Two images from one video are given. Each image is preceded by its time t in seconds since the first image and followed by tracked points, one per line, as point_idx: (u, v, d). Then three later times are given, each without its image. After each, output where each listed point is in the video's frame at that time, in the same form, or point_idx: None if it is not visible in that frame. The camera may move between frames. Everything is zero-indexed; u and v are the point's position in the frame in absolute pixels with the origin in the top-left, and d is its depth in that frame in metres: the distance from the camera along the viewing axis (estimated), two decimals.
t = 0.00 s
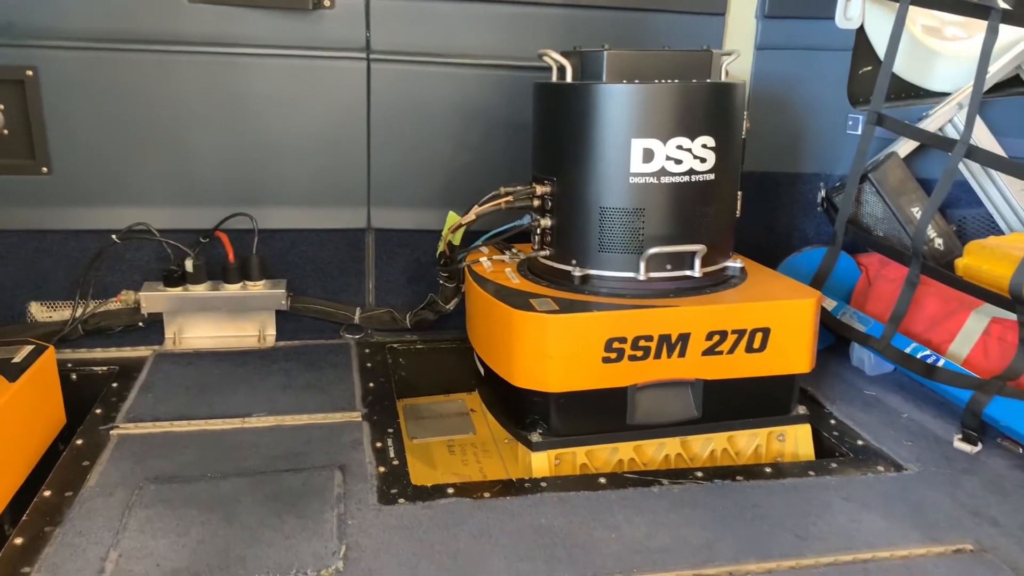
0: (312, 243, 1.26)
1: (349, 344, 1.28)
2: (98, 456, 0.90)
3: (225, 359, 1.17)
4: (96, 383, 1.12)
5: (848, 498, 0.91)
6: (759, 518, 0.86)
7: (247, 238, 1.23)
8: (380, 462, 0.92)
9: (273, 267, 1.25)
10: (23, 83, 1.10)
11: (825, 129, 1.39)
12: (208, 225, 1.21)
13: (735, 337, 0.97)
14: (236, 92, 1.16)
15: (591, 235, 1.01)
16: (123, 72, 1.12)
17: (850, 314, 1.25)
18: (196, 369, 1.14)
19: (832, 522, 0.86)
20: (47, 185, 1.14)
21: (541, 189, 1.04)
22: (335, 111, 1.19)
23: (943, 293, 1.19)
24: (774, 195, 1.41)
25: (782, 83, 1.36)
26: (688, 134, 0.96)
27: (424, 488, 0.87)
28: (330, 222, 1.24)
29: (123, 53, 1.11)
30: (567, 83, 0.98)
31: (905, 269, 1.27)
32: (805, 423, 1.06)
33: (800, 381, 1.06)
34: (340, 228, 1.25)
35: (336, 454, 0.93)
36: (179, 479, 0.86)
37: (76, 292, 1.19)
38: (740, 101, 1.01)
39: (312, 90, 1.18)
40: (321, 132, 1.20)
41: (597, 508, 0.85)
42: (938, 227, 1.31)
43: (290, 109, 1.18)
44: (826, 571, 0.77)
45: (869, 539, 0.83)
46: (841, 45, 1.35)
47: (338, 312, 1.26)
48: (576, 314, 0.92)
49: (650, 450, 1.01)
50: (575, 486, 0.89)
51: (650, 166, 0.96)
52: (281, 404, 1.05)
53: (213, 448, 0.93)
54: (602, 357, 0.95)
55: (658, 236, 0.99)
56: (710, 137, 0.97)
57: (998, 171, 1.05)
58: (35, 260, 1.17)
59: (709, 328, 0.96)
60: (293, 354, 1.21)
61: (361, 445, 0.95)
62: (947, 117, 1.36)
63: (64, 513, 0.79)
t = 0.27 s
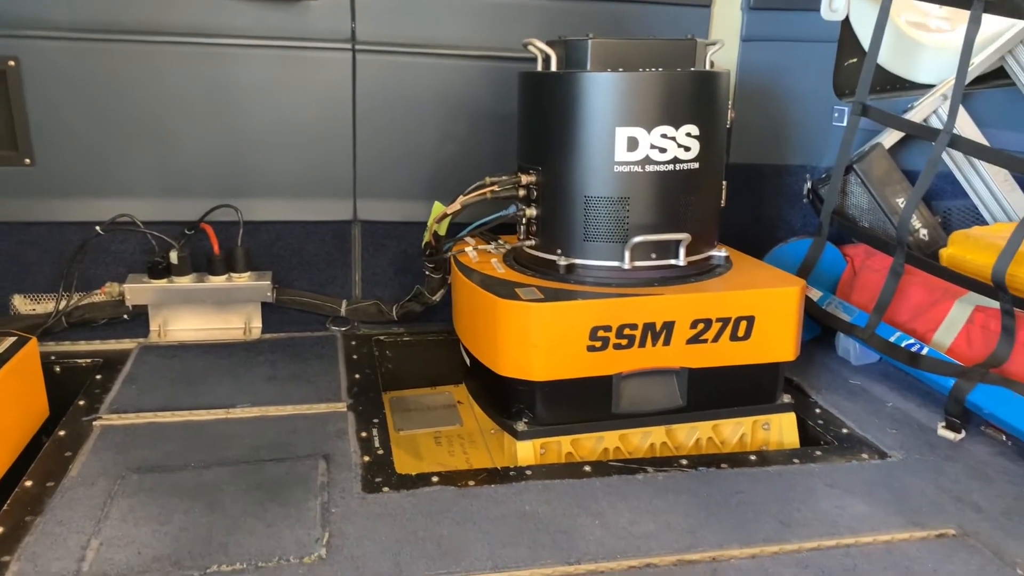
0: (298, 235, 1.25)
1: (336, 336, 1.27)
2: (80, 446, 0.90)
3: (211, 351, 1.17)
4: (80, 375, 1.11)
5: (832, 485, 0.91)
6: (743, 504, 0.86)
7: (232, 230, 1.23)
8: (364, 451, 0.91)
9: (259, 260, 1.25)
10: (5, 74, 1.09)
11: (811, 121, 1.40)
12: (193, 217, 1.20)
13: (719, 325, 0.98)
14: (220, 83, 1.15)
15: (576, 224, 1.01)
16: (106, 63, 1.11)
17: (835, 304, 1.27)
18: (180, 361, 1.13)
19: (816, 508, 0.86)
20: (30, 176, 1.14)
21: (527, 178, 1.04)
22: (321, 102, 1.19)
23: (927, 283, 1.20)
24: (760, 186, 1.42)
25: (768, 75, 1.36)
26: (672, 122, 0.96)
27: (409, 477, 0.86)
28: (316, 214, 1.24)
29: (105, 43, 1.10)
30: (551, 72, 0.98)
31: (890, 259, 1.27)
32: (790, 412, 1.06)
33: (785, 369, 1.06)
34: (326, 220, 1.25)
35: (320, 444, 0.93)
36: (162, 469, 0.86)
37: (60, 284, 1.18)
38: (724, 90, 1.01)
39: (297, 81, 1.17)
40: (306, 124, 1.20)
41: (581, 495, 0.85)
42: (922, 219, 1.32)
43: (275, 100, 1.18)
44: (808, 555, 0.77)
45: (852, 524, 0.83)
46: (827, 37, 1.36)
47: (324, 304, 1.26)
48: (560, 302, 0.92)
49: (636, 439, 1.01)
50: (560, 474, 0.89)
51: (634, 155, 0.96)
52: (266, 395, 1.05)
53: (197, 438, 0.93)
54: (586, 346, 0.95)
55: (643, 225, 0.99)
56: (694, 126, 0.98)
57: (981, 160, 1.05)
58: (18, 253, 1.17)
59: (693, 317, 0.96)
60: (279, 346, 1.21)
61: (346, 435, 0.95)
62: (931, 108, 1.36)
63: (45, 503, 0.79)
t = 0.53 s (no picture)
0: (290, 226, 1.26)
1: (328, 327, 1.28)
2: (72, 433, 0.90)
3: (203, 340, 1.17)
4: (72, 365, 1.12)
5: (820, 469, 0.92)
6: (731, 488, 0.86)
7: (223, 221, 1.23)
8: (356, 437, 0.92)
9: (251, 251, 1.25)
10: None
11: (800, 112, 1.41)
12: (185, 207, 1.20)
13: (708, 312, 0.98)
14: (211, 73, 1.15)
15: (566, 212, 1.01)
16: (97, 53, 1.11)
17: (825, 293, 1.27)
18: (172, 351, 1.13)
19: (804, 491, 0.87)
20: (21, 167, 1.14)
21: (517, 166, 1.04)
22: (312, 93, 1.19)
23: (915, 272, 1.21)
24: (751, 178, 1.43)
25: (758, 67, 1.37)
26: (662, 110, 0.97)
27: (400, 462, 0.87)
28: (308, 205, 1.24)
29: (96, 33, 1.10)
30: (542, 60, 0.99)
31: (879, 248, 1.28)
32: (779, 399, 1.07)
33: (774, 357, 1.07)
34: (318, 211, 1.25)
35: (311, 430, 0.93)
36: (153, 454, 0.86)
37: (51, 274, 1.19)
38: (713, 79, 1.02)
39: (289, 71, 1.18)
40: (298, 114, 1.20)
41: (570, 480, 0.86)
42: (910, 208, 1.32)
43: (267, 90, 1.18)
44: (796, 536, 0.78)
45: (839, 507, 0.84)
46: (816, 29, 1.36)
47: (316, 294, 1.26)
48: (550, 289, 0.93)
49: (626, 426, 1.02)
50: (550, 459, 0.90)
51: (624, 143, 0.97)
52: (258, 384, 1.05)
53: (189, 425, 0.93)
54: (576, 332, 0.95)
55: (632, 212, 1.00)
56: (683, 114, 0.98)
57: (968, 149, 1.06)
58: (9, 243, 1.17)
59: (683, 304, 0.97)
60: (271, 336, 1.21)
61: (337, 421, 0.96)
62: (920, 99, 1.37)
63: (36, 488, 0.79)
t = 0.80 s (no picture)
0: (286, 213, 1.27)
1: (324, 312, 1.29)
2: (71, 411, 0.92)
3: (200, 324, 1.19)
4: (70, 348, 1.13)
5: (805, 445, 0.94)
6: (717, 462, 0.88)
7: (220, 208, 1.25)
8: (350, 415, 0.94)
9: (247, 237, 1.27)
10: None
11: (789, 101, 1.43)
12: (182, 194, 1.22)
13: (696, 292, 1.00)
14: (208, 61, 1.17)
15: (557, 194, 1.03)
16: (94, 40, 1.13)
17: (812, 277, 1.29)
18: (170, 334, 1.15)
19: (788, 465, 0.89)
20: (20, 153, 1.15)
21: (509, 150, 1.06)
22: (307, 80, 1.21)
23: (901, 256, 1.23)
24: (741, 166, 1.45)
25: (747, 56, 1.39)
26: (650, 94, 0.99)
27: (393, 437, 0.89)
28: (304, 192, 1.26)
29: (94, 20, 1.12)
30: (532, 46, 1.01)
31: (866, 233, 1.30)
32: (766, 378, 1.09)
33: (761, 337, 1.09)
34: (313, 198, 1.27)
35: (306, 408, 0.95)
36: (151, 430, 0.88)
37: (50, 260, 1.20)
38: (701, 64, 1.04)
39: (284, 59, 1.19)
40: (294, 102, 1.22)
41: (560, 453, 0.88)
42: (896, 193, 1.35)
43: (262, 78, 1.20)
44: (779, 505, 0.80)
45: (822, 479, 0.86)
46: (805, 19, 1.38)
47: (312, 280, 1.28)
48: (540, 269, 0.95)
49: (615, 405, 1.04)
50: (540, 435, 0.92)
51: (612, 126, 0.99)
52: (254, 365, 1.07)
53: (186, 403, 0.95)
54: (567, 312, 0.97)
55: (622, 194, 1.02)
56: (671, 98, 1.00)
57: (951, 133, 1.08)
58: (9, 229, 1.18)
59: (671, 284, 0.99)
60: (267, 320, 1.23)
61: (332, 400, 0.97)
62: (908, 87, 1.39)
63: (37, 461, 0.81)
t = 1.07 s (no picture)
0: (293, 203, 1.30)
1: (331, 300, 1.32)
2: (88, 392, 0.94)
3: (210, 312, 1.22)
4: (84, 334, 1.16)
5: (802, 425, 0.97)
6: (716, 441, 0.91)
7: (229, 198, 1.27)
8: (359, 396, 0.96)
9: (255, 227, 1.30)
10: (10, 44, 1.13)
11: (787, 94, 1.45)
12: (192, 184, 1.25)
13: (695, 278, 1.03)
14: (217, 53, 1.20)
15: (560, 182, 1.06)
16: (107, 33, 1.16)
17: (809, 266, 1.33)
18: (181, 321, 1.18)
19: (785, 443, 0.91)
20: (34, 144, 1.18)
21: (513, 140, 1.09)
22: (315, 73, 1.24)
23: (896, 245, 1.25)
24: (739, 158, 1.48)
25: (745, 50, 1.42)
26: (650, 85, 1.01)
27: (402, 417, 0.91)
28: (311, 182, 1.29)
29: (107, 14, 1.15)
30: (535, 38, 1.03)
31: (862, 223, 1.32)
32: (764, 362, 1.11)
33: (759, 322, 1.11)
34: (320, 188, 1.30)
35: (316, 390, 0.98)
36: (166, 409, 0.90)
37: (63, 249, 1.23)
38: (700, 55, 1.07)
39: (292, 52, 1.22)
40: (301, 94, 1.24)
41: (563, 432, 0.90)
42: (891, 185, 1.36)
43: (271, 70, 1.22)
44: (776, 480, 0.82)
45: (818, 456, 0.89)
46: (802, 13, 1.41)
47: (319, 269, 1.31)
48: (544, 255, 0.97)
49: (617, 389, 1.06)
50: (543, 415, 0.95)
51: (614, 116, 1.01)
52: (264, 349, 1.09)
53: (199, 385, 0.97)
54: (570, 297, 1.00)
55: (623, 182, 1.05)
56: (671, 88, 1.03)
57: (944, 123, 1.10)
58: (23, 219, 1.21)
59: (671, 270, 1.01)
60: (276, 308, 1.26)
61: (341, 382, 1.00)
62: (903, 81, 1.41)
63: (57, 438, 0.83)
